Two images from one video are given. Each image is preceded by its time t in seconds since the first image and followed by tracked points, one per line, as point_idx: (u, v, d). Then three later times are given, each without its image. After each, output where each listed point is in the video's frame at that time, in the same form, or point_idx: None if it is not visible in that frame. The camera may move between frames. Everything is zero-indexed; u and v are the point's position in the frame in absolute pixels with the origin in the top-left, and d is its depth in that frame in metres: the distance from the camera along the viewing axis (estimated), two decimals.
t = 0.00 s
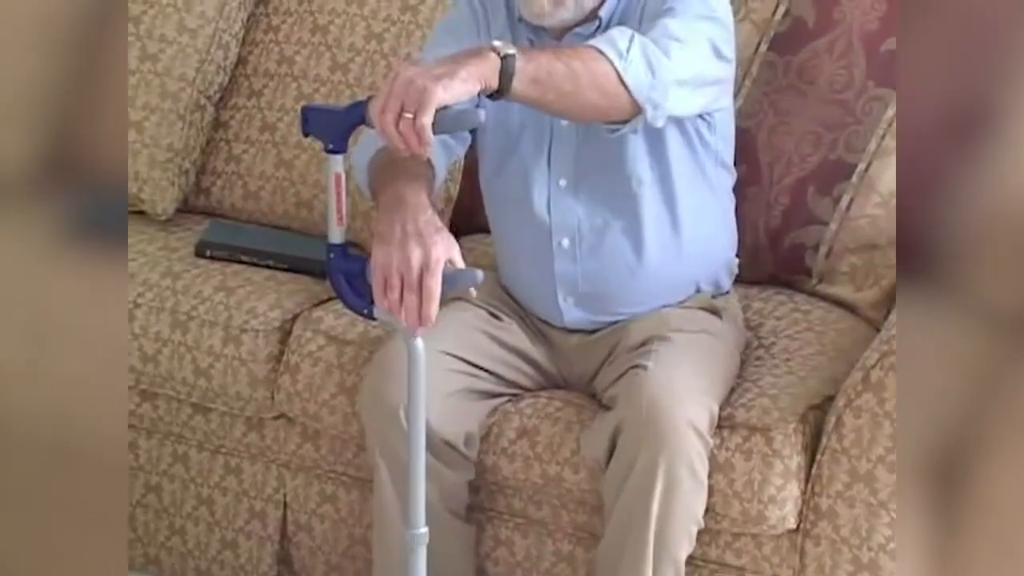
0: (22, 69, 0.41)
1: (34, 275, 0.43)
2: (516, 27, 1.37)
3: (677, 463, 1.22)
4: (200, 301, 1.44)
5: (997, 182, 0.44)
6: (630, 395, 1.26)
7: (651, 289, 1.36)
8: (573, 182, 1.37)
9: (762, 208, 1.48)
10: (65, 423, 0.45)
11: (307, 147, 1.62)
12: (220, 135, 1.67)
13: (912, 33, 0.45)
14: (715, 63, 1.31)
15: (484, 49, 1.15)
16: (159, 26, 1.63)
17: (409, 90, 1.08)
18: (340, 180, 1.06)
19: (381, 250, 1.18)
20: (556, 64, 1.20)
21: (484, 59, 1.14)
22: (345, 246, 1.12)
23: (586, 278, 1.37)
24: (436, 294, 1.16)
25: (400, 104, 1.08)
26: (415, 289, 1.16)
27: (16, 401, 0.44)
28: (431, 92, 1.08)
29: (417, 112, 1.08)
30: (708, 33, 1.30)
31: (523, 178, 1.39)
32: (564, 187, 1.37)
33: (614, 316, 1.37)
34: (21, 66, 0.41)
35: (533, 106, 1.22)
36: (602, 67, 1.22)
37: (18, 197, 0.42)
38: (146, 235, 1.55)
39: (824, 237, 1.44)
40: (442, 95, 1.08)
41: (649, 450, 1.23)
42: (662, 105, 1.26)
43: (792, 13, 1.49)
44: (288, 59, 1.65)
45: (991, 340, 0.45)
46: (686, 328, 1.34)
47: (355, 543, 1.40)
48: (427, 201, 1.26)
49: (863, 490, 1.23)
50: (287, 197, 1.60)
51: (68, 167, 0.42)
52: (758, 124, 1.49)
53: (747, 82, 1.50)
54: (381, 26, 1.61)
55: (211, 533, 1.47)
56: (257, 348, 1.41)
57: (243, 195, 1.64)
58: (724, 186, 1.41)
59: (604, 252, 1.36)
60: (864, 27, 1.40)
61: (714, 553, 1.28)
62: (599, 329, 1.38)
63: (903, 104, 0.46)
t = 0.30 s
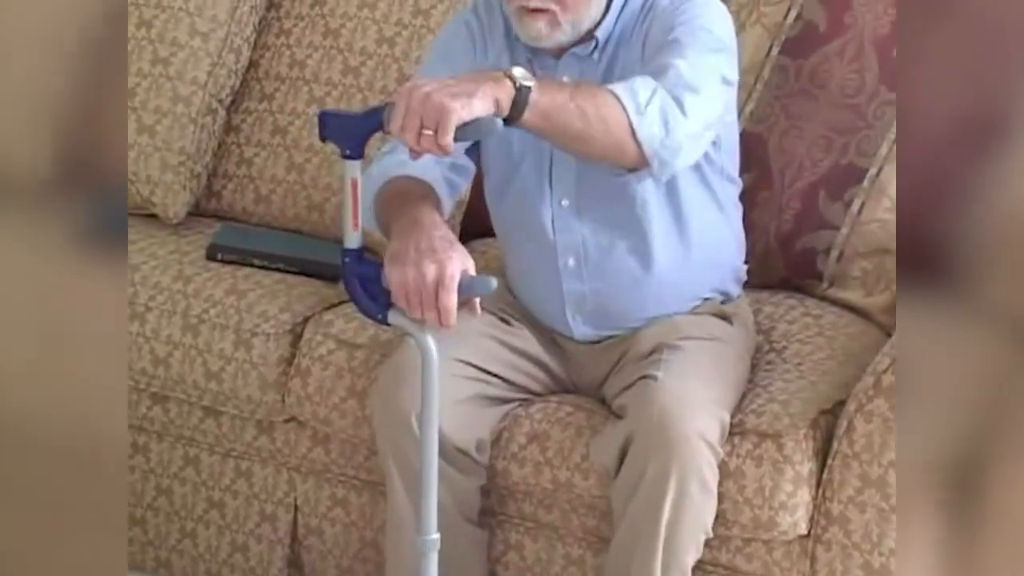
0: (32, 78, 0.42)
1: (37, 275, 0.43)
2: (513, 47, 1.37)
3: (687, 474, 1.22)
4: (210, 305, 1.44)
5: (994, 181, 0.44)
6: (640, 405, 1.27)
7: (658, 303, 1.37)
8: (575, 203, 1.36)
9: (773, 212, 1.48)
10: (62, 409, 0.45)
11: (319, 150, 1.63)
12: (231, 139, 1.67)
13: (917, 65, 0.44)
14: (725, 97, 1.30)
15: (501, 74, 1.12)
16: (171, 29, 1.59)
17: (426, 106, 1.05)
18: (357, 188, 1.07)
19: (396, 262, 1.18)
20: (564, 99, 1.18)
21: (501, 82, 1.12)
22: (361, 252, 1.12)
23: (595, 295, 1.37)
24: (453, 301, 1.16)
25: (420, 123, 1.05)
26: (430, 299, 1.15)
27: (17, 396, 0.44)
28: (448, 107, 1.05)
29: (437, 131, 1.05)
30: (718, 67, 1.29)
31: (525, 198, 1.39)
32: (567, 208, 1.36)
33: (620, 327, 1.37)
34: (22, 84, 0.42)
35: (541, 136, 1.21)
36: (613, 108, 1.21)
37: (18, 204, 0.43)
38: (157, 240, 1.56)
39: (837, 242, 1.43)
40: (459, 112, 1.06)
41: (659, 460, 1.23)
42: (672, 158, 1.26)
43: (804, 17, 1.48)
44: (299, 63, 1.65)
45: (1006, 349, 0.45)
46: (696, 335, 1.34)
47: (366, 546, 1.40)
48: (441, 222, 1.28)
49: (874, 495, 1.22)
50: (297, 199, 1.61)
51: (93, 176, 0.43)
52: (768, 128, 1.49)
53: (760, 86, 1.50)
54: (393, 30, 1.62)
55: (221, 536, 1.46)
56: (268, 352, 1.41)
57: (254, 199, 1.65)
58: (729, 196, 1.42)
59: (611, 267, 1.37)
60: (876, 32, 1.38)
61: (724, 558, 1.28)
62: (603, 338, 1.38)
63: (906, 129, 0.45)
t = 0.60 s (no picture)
0: (58, 87, 0.54)
1: (40, 275, 0.55)
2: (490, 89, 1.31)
3: (706, 482, 1.24)
4: (221, 308, 1.46)
5: (986, 200, 0.52)
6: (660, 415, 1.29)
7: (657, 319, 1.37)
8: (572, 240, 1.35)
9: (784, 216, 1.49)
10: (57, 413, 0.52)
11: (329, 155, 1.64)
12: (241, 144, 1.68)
13: (938, 66, 0.52)
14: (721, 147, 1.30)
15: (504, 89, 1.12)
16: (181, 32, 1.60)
17: (430, 105, 1.06)
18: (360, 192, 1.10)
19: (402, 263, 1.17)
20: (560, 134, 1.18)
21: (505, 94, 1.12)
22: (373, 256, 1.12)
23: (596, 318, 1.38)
24: (458, 302, 1.19)
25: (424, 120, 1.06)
26: (436, 297, 1.17)
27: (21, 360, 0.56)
28: (452, 106, 1.06)
29: (438, 128, 1.06)
30: (713, 120, 1.27)
31: (519, 226, 1.37)
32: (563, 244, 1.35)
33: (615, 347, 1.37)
34: (60, 98, 0.54)
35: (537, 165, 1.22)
36: (612, 158, 1.22)
37: (36, 210, 0.55)
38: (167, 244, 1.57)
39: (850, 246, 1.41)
40: (461, 111, 1.06)
41: (678, 469, 1.24)
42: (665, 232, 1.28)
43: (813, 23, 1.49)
44: (310, 68, 1.66)
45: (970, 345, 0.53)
46: (709, 340, 1.34)
47: (375, 551, 1.41)
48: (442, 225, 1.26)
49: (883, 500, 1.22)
50: (307, 205, 1.59)
51: (99, 178, 0.55)
52: (779, 133, 1.49)
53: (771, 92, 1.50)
54: (402, 35, 1.64)
55: (231, 540, 1.42)
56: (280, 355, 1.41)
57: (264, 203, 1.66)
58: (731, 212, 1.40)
59: (611, 290, 1.37)
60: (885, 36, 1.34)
61: (735, 563, 1.28)
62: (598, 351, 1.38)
63: (911, 128, 0.53)
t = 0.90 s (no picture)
0: (62, 88, 0.39)
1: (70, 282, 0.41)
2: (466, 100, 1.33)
3: (731, 503, 1.21)
4: (230, 313, 1.45)
5: (997, 227, 0.40)
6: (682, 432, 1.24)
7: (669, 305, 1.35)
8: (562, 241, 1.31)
9: (795, 222, 1.48)
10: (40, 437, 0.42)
11: (338, 161, 1.62)
12: (252, 149, 1.68)
13: (948, 83, 0.39)
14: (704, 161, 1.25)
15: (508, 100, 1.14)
16: (193, 40, 1.64)
17: (432, 106, 1.06)
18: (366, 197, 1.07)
19: (407, 267, 1.19)
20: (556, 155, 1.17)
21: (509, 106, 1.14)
22: (370, 262, 1.10)
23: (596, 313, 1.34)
24: (465, 305, 1.16)
25: (425, 120, 1.06)
26: (440, 301, 1.16)
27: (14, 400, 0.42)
28: (452, 107, 1.06)
29: (440, 128, 1.05)
30: (694, 141, 1.23)
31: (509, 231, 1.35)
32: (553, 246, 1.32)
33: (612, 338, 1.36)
34: (52, 94, 0.39)
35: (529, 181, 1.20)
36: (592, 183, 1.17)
37: (45, 210, 0.40)
38: (178, 251, 1.58)
39: (857, 253, 1.42)
40: (464, 112, 1.06)
41: (705, 487, 1.22)
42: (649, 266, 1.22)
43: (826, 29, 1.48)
44: (320, 73, 1.65)
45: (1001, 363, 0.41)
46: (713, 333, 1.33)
47: (386, 557, 1.40)
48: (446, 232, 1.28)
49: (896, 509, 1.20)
50: (320, 209, 1.62)
51: (110, 188, 0.41)
52: (791, 138, 1.49)
53: (785, 99, 1.50)
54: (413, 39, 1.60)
55: (244, 545, 1.48)
56: (288, 361, 1.40)
57: (276, 208, 1.65)
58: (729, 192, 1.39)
59: (602, 299, 1.33)
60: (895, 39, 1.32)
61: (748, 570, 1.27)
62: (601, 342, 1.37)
63: (912, 145, 0.40)
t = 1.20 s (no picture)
0: (66, 92, 0.39)
1: (76, 291, 0.41)
2: (443, 28, 1.30)
3: (747, 509, 1.19)
4: (239, 317, 1.45)
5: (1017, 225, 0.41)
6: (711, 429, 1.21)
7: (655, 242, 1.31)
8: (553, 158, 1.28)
9: (804, 230, 1.48)
10: (36, 435, 0.42)
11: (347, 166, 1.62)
12: (262, 154, 1.69)
13: (965, 86, 0.41)
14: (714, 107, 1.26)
15: (513, 106, 1.15)
16: (202, 47, 1.64)
17: (440, 118, 1.06)
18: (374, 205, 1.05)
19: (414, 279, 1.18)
20: (572, 146, 1.18)
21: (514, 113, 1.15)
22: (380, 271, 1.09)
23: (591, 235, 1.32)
24: (471, 315, 1.15)
25: (432, 132, 1.05)
26: (445, 313, 1.15)
27: (8, 407, 0.41)
28: (460, 120, 1.06)
29: (446, 140, 1.05)
30: (703, 95, 1.24)
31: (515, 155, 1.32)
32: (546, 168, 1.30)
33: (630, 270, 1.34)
34: (71, 90, 0.39)
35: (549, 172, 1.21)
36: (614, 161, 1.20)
37: (49, 218, 0.40)
38: (187, 256, 1.59)
39: (867, 258, 1.41)
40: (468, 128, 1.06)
41: (724, 495, 1.20)
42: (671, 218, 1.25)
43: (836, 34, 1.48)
44: (330, 79, 1.66)
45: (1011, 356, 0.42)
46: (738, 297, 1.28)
47: (394, 563, 1.40)
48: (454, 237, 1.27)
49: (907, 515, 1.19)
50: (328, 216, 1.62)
51: (109, 200, 0.41)
52: (800, 145, 1.49)
53: (795, 104, 1.50)
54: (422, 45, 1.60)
55: (252, 551, 1.49)
56: (297, 364, 1.40)
57: (285, 214, 1.66)
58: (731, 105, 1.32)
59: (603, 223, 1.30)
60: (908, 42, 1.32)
61: None
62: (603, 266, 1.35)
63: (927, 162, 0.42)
